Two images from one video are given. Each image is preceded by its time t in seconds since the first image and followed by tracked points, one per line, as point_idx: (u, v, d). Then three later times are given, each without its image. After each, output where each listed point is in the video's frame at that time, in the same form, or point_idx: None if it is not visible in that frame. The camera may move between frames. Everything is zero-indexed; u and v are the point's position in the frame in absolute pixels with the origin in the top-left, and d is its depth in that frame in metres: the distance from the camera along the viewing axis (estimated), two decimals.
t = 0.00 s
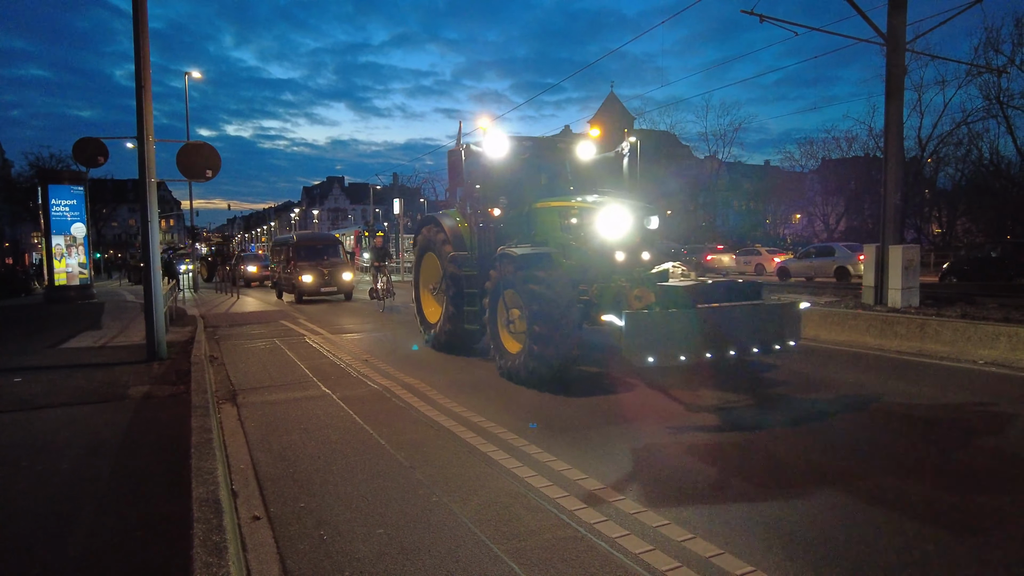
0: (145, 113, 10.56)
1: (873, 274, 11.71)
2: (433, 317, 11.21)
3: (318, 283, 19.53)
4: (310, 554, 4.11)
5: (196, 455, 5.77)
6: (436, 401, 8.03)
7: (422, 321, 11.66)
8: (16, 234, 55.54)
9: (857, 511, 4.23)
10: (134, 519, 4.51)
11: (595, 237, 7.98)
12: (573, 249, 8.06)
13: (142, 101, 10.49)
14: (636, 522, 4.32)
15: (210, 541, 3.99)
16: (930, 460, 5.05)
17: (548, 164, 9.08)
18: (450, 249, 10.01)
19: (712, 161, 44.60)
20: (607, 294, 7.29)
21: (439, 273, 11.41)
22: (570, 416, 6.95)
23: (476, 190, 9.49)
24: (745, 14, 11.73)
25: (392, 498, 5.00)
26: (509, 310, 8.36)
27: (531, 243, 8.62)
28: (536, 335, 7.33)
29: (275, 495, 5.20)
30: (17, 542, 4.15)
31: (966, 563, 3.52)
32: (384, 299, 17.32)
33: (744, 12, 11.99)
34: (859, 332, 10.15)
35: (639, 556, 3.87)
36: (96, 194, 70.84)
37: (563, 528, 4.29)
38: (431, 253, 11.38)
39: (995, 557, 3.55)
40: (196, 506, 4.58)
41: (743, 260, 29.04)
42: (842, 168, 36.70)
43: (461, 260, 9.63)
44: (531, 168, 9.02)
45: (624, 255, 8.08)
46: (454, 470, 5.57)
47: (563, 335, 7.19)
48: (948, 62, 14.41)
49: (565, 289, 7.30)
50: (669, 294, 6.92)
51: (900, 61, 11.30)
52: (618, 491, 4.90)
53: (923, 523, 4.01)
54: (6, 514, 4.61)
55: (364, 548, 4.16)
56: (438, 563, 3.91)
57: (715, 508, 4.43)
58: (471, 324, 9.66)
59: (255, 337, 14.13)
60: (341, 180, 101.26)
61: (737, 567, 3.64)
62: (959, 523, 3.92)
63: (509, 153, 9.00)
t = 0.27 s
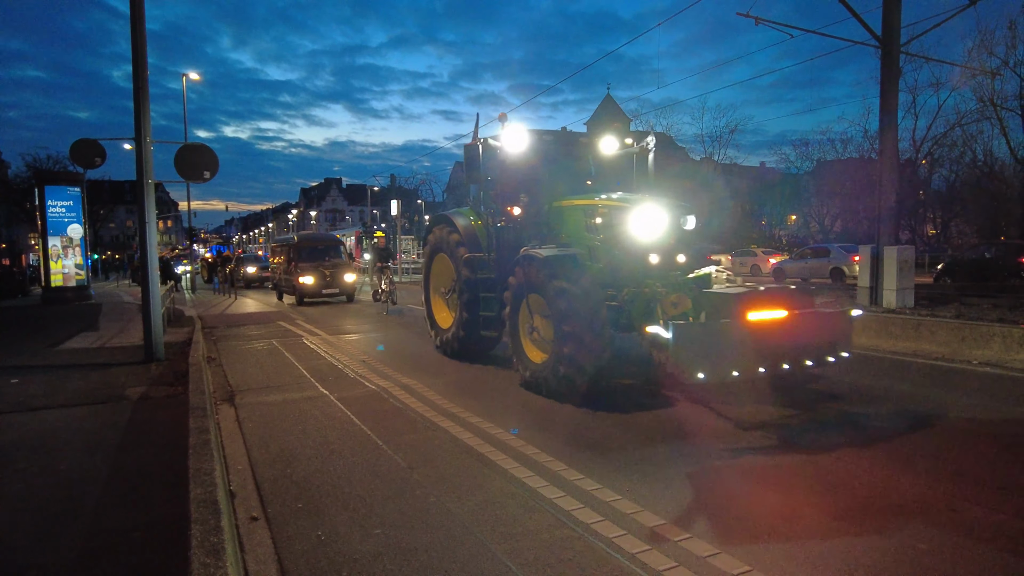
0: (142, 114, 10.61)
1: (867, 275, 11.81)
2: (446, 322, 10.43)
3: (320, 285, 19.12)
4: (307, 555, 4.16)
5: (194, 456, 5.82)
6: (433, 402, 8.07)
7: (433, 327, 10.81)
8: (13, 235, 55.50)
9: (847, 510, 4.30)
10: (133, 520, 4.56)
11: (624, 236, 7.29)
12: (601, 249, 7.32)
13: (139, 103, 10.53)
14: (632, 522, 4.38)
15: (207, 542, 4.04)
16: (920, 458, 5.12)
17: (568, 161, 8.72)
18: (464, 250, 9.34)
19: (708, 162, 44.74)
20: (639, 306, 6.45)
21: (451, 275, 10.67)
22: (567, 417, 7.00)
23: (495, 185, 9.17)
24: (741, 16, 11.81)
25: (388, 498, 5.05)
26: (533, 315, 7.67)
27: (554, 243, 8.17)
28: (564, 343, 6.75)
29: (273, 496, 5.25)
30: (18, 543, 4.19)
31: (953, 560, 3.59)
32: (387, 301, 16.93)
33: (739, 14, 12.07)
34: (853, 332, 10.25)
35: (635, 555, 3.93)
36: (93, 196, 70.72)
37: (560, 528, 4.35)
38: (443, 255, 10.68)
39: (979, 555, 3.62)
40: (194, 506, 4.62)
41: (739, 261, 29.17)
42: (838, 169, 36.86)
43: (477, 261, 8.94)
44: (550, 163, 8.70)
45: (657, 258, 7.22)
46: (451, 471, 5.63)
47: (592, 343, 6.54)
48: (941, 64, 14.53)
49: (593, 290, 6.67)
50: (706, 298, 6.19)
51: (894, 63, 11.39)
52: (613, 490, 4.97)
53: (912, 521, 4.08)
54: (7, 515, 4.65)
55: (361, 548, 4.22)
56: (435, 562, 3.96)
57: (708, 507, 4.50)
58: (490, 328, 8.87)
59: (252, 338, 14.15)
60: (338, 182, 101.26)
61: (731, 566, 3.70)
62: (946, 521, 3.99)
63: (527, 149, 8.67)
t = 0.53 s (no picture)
0: (141, 115, 10.63)
1: (863, 277, 11.90)
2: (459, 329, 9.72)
3: (323, 287, 18.92)
4: (305, 556, 4.20)
5: (193, 457, 5.85)
6: (430, 404, 8.11)
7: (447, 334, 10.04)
8: (9, 236, 55.43)
9: (841, 510, 4.35)
10: (133, 521, 4.59)
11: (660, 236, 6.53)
12: (636, 252, 6.59)
13: (137, 104, 10.55)
14: (629, 523, 4.42)
15: (205, 544, 4.08)
16: (912, 459, 5.17)
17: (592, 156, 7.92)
18: (481, 251, 8.55)
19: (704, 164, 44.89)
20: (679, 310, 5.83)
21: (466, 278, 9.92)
22: (564, 418, 7.04)
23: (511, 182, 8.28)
24: (738, 18, 11.86)
25: (386, 500, 5.08)
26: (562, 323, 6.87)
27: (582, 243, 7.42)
28: (600, 359, 6.05)
29: (270, 497, 5.28)
30: (19, 545, 4.21)
31: (943, 559, 3.64)
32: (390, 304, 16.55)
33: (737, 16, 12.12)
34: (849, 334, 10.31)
35: (633, 556, 3.97)
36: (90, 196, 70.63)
37: (558, 529, 4.40)
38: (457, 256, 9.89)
39: (970, 554, 3.67)
40: (192, 508, 4.66)
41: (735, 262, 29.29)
42: (834, 171, 37.02)
43: (496, 264, 8.16)
44: (573, 158, 7.88)
45: (701, 258, 6.50)
46: (450, 472, 5.67)
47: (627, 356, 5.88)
48: (936, 66, 14.60)
49: (630, 298, 5.96)
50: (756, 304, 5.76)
51: (889, 66, 11.48)
52: (611, 491, 5.01)
53: (904, 522, 4.13)
54: (8, 517, 4.67)
55: (360, 548, 4.27)
56: (434, 563, 4.01)
57: (704, 508, 4.55)
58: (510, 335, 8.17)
59: (249, 339, 14.18)
60: (335, 183, 101.29)
61: (728, 566, 3.75)
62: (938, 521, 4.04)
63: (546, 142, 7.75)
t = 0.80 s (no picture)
0: (138, 116, 10.61)
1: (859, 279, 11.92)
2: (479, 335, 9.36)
3: (326, 289, 18.59)
4: (303, 558, 4.19)
5: (190, 459, 5.82)
6: (428, 405, 8.09)
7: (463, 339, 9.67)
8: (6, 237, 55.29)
9: (842, 512, 4.33)
10: (129, 524, 4.55)
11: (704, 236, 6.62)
12: (679, 251, 6.56)
13: (135, 105, 10.52)
14: (628, 524, 4.41)
15: (203, 545, 4.07)
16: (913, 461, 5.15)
17: (623, 159, 8.10)
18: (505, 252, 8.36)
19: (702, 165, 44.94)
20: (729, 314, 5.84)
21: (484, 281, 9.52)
22: (563, 420, 7.02)
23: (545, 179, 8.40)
24: (735, 20, 11.87)
25: (384, 502, 5.05)
26: (601, 329, 6.69)
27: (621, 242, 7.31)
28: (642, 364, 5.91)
29: (268, 499, 5.25)
30: (17, 547, 4.19)
31: (943, 560, 3.64)
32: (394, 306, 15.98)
33: (734, 18, 12.13)
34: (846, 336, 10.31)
35: (632, 558, 3.96)
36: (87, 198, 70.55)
37: (557, 530, 4.39)
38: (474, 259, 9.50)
39: (973, 556, 3.65)
40: (190, 510, 4.64)
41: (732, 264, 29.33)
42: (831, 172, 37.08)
43: (524, 266, 7.96)
44: (601, 157, 8.07)
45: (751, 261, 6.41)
46: (448, 473, 5.65)
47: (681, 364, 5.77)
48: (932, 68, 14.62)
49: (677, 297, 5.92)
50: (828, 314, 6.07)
51: (886, 68, 11.51)
52: (611, 493, 4.99)
53: (907, 523, 4.11)
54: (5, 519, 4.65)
55: (358, 550, 4.25)
56: (434, 565, 3.98)
57: (705, 510, 4.53)
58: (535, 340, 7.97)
59: (246, 340, 14.15)
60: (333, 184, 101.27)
61: (728, 568, 3.74)
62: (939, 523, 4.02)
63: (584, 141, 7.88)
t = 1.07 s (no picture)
0: (136, 116, 10.58)
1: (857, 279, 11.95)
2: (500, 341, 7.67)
3: (329, 290, 18.08)
4: (301, 559, 4.18)
5: (188, 460, 5.81)
6: (427, 406, 8.08)
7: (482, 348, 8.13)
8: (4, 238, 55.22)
9: (840, 509, 4.34)
10: (128, 525, 4.55)
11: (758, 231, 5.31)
12: (732, 250, 5.27)
13: (133, 106, 10.52)
14: (627, 525, 4.41)
15: (201, 547, 4.06)
16: (912, 456, 5.16)
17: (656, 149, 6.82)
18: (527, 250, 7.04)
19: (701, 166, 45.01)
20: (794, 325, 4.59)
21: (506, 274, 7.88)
22: (562, 421, 7.01)
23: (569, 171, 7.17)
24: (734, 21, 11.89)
25: (383, 502, 5.06)
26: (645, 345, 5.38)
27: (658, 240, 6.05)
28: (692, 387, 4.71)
29: (267, 500, 5.24)
30: (13, 549, 4.17)
31: (942, 559, 3.63)
32: (400, 309, 15.42)
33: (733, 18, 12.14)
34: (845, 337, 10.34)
35: (631, 559, 3.95)
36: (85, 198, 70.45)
37: (555, 531, 4.38)
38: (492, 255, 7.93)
39: (972, 552, 3.65)
40: (188, 511, 4.63)
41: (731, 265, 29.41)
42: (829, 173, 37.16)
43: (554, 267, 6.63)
44: (631, 145, 6.70)
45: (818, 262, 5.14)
46: (447, 474, 5.64)
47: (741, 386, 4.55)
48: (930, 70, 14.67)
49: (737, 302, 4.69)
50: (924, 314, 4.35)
51: (884, 69, 11.53)
52: (609, 493, 4.99)
53: (905, 518, 4.12)
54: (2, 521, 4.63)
55: (356, 551, 4.24)
56: (433, 566, 3.98)
57: (704, 510, 4.52)
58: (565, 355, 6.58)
59: (245, 341, 14.15)
60: (332, 185, 101.32)
61: (726, 568, 3.73)
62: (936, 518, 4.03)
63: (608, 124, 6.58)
